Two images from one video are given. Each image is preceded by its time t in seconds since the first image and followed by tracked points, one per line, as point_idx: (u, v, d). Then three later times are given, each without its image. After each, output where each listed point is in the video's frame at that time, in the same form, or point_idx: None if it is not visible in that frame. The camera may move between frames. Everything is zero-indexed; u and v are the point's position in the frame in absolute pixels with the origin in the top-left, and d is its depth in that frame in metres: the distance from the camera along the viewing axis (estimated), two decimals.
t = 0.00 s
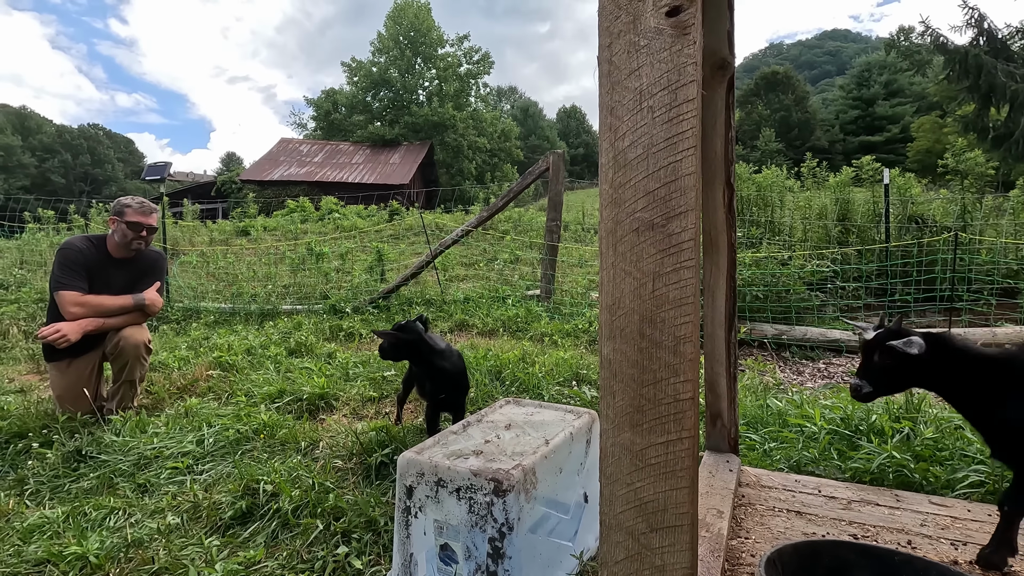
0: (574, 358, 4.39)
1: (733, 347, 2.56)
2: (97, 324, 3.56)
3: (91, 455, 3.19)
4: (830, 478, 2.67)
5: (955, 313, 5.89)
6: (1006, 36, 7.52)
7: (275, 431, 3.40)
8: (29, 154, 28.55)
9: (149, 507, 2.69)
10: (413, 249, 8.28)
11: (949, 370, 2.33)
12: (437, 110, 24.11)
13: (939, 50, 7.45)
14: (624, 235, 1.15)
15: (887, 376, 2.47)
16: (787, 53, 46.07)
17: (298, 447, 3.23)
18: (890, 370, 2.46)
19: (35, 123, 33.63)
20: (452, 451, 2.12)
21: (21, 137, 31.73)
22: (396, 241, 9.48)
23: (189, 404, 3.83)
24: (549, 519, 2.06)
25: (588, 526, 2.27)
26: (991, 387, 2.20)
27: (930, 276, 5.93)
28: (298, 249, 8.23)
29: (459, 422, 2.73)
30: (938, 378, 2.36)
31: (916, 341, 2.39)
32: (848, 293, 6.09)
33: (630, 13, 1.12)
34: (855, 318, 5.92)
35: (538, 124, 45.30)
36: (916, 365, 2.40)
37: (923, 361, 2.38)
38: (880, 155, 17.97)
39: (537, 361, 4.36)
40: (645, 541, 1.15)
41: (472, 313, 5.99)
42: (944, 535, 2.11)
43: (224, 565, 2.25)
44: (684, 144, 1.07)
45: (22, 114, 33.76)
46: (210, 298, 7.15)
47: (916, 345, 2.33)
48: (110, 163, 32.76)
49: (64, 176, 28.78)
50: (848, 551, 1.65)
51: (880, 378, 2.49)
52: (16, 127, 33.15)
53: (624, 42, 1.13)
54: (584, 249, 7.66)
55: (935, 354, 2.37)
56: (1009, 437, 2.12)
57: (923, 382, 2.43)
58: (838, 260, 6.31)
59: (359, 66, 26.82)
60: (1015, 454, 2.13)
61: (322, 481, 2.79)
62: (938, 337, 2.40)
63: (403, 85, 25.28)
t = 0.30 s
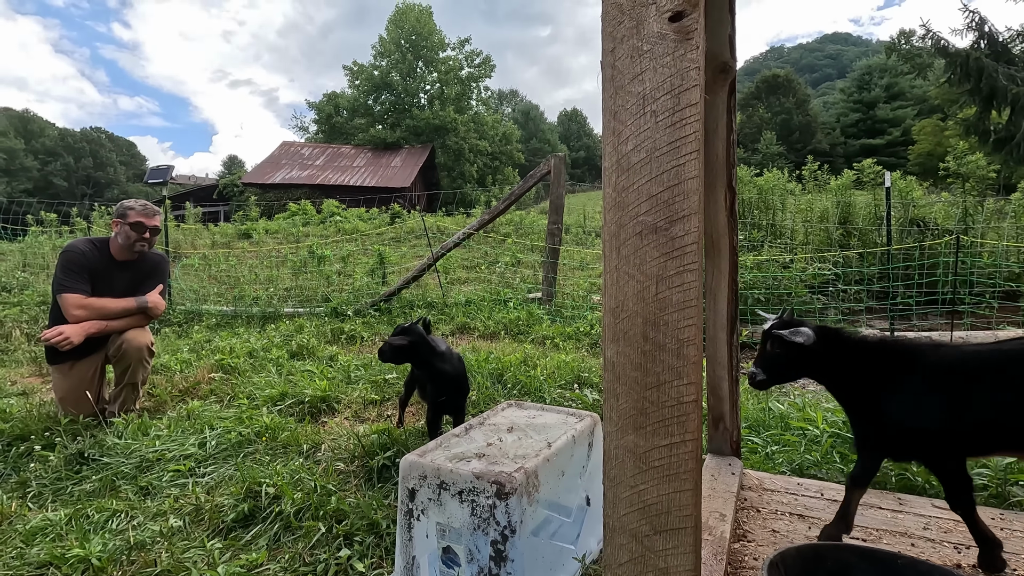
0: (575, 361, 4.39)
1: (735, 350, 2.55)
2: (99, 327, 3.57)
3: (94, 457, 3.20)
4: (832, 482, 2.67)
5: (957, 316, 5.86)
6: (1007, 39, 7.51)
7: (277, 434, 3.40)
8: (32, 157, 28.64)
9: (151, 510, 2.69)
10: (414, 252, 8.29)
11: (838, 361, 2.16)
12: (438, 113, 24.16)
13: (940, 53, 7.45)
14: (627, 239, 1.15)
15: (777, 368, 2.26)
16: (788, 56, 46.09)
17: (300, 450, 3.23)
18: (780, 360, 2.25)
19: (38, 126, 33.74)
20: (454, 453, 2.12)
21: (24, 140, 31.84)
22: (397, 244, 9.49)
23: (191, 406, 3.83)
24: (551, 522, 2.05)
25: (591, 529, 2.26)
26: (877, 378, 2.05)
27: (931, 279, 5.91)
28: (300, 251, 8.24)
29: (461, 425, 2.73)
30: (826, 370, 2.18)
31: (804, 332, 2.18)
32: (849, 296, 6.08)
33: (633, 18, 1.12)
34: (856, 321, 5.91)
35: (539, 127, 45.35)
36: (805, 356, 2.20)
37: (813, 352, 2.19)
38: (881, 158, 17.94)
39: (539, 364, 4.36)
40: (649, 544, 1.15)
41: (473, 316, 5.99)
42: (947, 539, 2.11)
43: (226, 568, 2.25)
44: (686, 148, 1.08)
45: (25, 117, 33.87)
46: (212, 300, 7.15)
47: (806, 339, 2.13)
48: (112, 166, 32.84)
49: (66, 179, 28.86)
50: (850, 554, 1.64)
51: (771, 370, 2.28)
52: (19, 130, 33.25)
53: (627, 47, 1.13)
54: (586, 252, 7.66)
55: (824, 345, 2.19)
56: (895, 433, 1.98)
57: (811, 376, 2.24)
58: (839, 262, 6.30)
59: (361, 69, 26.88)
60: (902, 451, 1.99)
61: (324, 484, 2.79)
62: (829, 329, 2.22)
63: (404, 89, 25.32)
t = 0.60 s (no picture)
0: (576, 363, 4.39)
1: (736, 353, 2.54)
2: (100, 329, 3.57)
3: (94, 460, 3.19)
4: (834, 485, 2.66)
5: (959, 319, 5.80)
6: (1008, 42, 7.50)
7: (278, 436, 3.39)
8: (34, 160, 28.71)
9: (151, 513, 2.69)
10: (415, 254, 8.29)
11: (735, 352, 2.05)
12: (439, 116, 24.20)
13: (941, 56, 7.43)
14: (628, 240, 1.15)
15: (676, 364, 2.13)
16: (789, 59, 46.13)
17: (301, 452, 3.23)
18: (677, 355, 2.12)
19: (41, 129, 33.84)
20: (454, 456, 2.12)
21: (26, 143, 31.93)
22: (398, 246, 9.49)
23: (191, 409, 3.83)
24: (552, 525, 2.05)
25: (592, 532, 2.26)
26: (775, 365, 1.97)
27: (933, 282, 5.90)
28: (301, 254, 8.25)
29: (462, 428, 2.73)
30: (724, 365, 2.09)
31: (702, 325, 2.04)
32: (851, 299, 6.07)
33: (635, 19, 1.13)
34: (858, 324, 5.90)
35: (540, 130, 45.39)
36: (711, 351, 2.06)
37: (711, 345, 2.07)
38: (882, 161, 17.93)
39: (540, 366, 4.35)
40: (651, 546, 1.15)
41: (474, 318, 5.99)
42: (949, 542, 2.10)
43: (226, 571, 2.24)
44: (688, 149, 1.07)
45: (28, 120, 33.98)
46: (213, 303, 7.15)
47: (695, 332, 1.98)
48: (114, 169, 32.89)
49: (68, 182, 28.94)
50: (852, 557, 1.63)
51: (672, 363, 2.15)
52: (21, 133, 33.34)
53: (628, 48, 1.13)
54: (587, 255, 7.66)
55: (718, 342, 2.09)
56: (782, 417, 1.91)
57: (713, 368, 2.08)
58: (840, 265, 6.30)
59: (362, 72, 26.94)
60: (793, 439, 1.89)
61: (325, 486, 2.79)
62: (727, 320, 2.07)
63: (405, 92, 25.36)
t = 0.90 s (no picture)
0: (578, 366, 4.39)
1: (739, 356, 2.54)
2: (103, 331, 3.58)
3: (97, 461, 3.20)
4: (837, 487, 2.65)
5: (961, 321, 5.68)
6: (1009, 45, 7.51)
7: (280, 438, 3.39)
8: (36, 162, 28.78)
9: (153, 514, 2.68)
10: (417, 257, 8.30)
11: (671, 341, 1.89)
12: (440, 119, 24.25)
13: (943, 59, 7.44)
14: (633, 241, 1.15)
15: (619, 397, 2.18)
16: (789, 63, 46.19)
17: (302, 454, 3.23)
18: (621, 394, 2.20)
19: (43, 131, 33.94)
20: (457, 458, 2.12)
21: (28, 146, 32.01)
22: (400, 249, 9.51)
23: (193, 411, 3.83)
24: (555, 527, 2.04)
25: (595, 535, 2.25)
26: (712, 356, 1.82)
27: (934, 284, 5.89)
28: (303, 256, 8.25)
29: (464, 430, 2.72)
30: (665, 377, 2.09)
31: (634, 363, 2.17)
32: (852, 301, 6.07)
33: (640, 22, 1.13)
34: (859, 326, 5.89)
35: (541, 133, 45.45)
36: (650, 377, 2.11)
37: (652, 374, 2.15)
38: (883, 164, 17.93)
39: (542, 369, 4.34)
40: (656, 548, 1.15)
41: (475, 320, 5.99)
42: (953, 545, 2.09)
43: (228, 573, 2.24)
44: (693, 151, 1.08)
45: (30, 122, 34.08)
46: (214, 305, 7.16)
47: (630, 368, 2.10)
48: (116, 171, 32.93)
49: (70, 184, 28.99)
50: (856, 560, 1.63)
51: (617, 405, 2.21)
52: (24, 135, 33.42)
53: (633, 50, 1.14)
54: (588, 257, 7.66)
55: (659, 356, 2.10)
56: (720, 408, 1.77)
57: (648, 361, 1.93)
58: (842, 268, 6.30)
59: (364, 75, 26.99)
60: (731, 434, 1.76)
61: (327, 488, 2.78)
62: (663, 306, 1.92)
63: (407, 94, 25.42)
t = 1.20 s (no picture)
0: (579, 368, 4.38)
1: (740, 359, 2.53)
2: (103, 333, 3.57)
3: (97, 463, 3.20)
4: (839, 490, 2.65)
5: (963, 325, 5.73)
6: (1010, 48, 7.50)
7: (280, 440, 3.39)
8: (38, 164, 28.83)
9: (154, 516, 2.68)
10: (418, 258, 8.31)
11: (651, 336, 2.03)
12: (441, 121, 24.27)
13: (944, 61, 7.42)
14: (634, 242, 1.15)
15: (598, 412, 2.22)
16: (790, 65, 46.22)
17: (303, 456, 3.22)
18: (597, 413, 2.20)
19: (45, 134, 34.01)
20: (458, 460, 2.11)
21: (30, 148, 32.08)
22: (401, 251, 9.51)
23: (194, 413, 3.83)
24: (556, 530, 2.03)
25: (596, 538, 2.24)
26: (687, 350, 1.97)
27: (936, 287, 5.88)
28: (304, 258, 8.26)
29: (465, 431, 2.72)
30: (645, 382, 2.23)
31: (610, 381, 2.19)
32: (853, 304, 6.07)
33: (641, 23, 1.13)
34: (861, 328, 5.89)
35: (542, 135, 45.48)
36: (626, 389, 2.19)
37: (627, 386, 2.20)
38: (884, 166, 17.92)
39: (542, 371, 4.34)
40: (657, 550, 1.14)
41: (476, 322, 5.99)
42: (956, 548, 2.09)
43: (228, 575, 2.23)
44: (694, 152, 1.08)
45: (32, 124, 34.15)
46: (216, 307, 7.17)
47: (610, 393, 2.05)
48: (117, 173, 33.00)
49: (72, 186, 29.07)
50: (858, 564, 1.61)
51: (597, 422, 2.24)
52: (26, 138, 33.50)
53: (634, 51, 1.13)
54: (589, 259, 7.65)
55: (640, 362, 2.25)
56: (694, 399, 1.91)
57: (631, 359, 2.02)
58: (843, 270, 6.29)
59: (365, 78, 27.04)
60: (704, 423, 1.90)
61: (328, 490, 2.78)
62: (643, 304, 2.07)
63: (408, 97, 25.45)
